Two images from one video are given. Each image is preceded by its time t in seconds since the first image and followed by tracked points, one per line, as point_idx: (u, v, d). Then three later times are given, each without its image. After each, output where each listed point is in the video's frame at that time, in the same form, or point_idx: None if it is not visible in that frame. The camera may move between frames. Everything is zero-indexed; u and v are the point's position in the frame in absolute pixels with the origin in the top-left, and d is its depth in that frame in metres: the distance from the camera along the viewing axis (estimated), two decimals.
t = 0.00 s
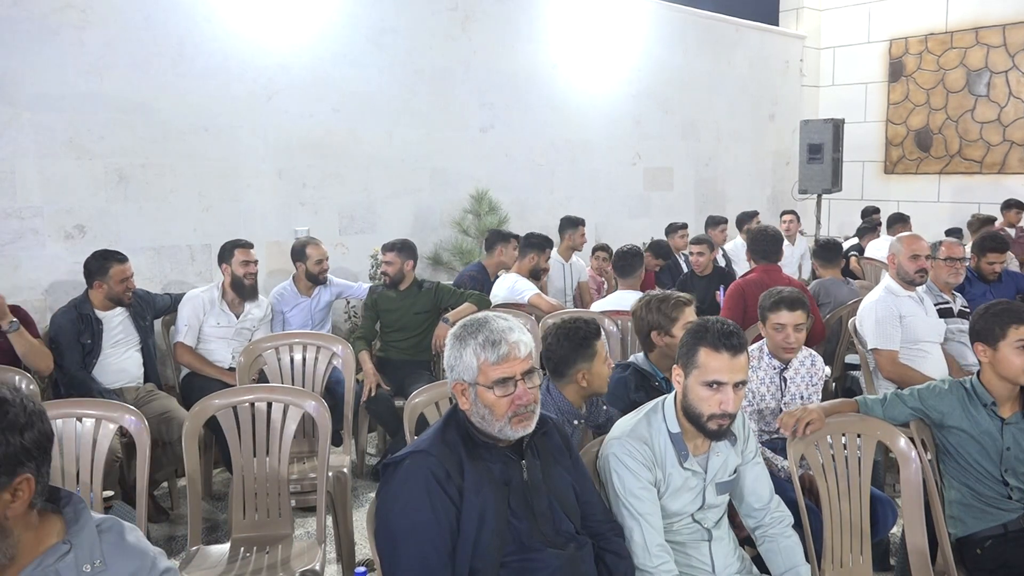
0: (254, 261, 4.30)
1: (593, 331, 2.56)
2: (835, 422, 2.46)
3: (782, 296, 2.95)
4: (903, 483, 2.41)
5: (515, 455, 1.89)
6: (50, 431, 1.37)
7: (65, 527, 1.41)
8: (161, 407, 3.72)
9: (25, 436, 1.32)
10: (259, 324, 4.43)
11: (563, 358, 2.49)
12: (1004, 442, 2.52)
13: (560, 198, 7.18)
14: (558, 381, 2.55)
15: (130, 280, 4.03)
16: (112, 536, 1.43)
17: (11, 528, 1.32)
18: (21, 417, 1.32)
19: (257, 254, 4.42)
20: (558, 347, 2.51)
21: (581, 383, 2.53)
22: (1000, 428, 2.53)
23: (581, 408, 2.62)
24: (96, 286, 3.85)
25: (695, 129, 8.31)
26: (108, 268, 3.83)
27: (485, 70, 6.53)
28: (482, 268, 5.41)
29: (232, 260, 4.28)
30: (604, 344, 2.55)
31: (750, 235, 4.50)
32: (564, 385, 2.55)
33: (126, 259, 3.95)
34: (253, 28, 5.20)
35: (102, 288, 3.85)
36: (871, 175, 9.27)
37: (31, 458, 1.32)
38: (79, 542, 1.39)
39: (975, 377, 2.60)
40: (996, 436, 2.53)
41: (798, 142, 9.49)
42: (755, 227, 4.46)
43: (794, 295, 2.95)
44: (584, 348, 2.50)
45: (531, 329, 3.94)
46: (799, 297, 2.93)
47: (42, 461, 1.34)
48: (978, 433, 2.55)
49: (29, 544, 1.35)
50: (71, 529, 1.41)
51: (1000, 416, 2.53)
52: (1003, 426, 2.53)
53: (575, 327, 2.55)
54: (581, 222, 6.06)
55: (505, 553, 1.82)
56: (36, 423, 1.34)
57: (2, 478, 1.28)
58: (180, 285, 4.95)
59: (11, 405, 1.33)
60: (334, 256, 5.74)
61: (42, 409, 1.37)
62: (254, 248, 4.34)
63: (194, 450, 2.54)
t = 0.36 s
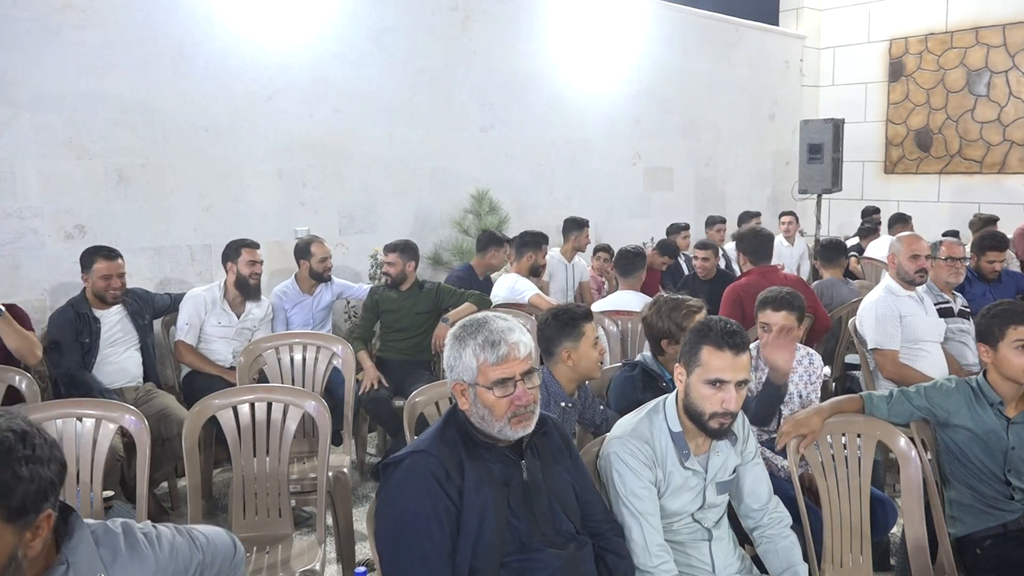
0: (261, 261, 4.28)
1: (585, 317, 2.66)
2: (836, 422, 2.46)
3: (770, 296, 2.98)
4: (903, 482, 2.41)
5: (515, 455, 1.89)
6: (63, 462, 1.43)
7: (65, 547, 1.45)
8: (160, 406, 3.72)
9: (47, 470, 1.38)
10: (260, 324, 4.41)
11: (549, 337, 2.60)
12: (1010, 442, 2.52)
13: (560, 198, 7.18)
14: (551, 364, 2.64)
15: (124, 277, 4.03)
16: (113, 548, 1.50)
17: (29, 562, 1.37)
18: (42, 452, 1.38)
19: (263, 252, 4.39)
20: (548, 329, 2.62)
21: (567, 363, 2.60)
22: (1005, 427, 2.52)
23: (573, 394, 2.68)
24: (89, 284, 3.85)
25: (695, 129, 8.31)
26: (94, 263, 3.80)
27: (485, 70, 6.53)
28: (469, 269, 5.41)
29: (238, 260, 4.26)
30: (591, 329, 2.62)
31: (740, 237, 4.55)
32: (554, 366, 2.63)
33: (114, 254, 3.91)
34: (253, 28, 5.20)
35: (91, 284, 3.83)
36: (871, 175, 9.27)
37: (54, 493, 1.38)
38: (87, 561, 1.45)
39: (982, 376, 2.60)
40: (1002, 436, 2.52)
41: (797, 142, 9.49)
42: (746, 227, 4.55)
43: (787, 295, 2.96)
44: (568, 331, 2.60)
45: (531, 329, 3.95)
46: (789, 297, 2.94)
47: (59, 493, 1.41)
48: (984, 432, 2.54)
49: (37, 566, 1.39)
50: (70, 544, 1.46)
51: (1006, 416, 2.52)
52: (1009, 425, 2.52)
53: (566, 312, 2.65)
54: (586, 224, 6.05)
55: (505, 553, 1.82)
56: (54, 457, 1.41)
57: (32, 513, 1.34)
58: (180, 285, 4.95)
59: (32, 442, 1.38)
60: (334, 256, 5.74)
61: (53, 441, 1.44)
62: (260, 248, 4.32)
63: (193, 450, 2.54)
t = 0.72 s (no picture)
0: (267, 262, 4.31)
1: (575, 308, 2.65)
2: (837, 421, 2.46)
3: (769, 296, 2.97)
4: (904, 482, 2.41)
5: (515, 455, 1.88)
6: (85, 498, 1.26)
7: None
8: (160, 405, 3.72)
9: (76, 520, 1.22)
10: (260, 324, 4.41)
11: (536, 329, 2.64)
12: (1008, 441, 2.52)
13: (560, 198, 7.18)
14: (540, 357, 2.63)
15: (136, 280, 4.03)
16: None
17: None
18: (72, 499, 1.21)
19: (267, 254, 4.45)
20: (538, 323, 2.64)
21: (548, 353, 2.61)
22: (1004, 426, 2.52)
23: (564, 390, 2.68)
24: (102, 285, 3.84)
25: (695, 129, 8.31)
26: (114, 265, 3.83)
27: (485, 70, 6.52)
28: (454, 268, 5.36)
29: (244, 260, 4.29)
30: (576, 321, 2.62)
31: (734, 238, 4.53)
32: (542, 359, 2.63)
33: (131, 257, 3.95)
34: (253, 28, 5.20)
35: (107, 285, 3.85)
36: (871, 175, 9.27)
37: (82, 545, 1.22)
38: None
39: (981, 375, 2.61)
40: (1000, 434, 2.53)
41: (797, 142, 9.49)
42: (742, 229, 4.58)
43: (786, 293, 2.95)
44: (555, 324, 2.60)
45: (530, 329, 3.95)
46: (788, 296, 2.93)
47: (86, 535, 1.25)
48: (983, 431, 2.54)
49: None
50: None
51: (1004, 414, 2.53)
52: (1008, 423, 2.52)
53: (554, 305, 2.64)
54: (584, 224, 6.04)
55: (505, 553, 1.82)
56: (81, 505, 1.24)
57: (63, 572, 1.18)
58: (180, 285, 4.95)
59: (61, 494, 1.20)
60: (334, 256, 5.74)
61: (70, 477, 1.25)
62: (265, 250, 4.38)
63: (193, 451, 2.54)
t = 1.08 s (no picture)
0: (267, 261, 4.33)
1: (573, 310, 2.66)
2: (837, 421, 2.46)
3: (769, 296, 2.97)
4: (904, 482, 2.41)
5: (515, 455, 1.88)
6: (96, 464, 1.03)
7: None
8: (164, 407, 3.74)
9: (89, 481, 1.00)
10: (260, 324, 4.40)
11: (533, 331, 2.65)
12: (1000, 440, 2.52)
13: (560, 198, 7.18)
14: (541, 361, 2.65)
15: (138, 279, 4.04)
16: None
17: None
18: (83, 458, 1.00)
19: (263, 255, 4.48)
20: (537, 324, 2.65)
21: (544, 355, 2.63)
22: (997, 427, 2.52)
23: (567, 390, 2.69)
24: (105, 283, 3.85)
25: (695, 129, 8.31)
26: (118, 264, 3.84)
27: (485, 70, 6.52)
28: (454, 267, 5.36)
29: (244, 259, 4.30)
30: (568, 323, 2.62)
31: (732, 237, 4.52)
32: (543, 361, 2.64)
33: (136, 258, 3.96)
34: (253, 28, 5.20)
35: (110, 285, 3.85)
36: (871, 176, 9.27)
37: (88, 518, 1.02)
38: None
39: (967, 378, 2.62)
40: (991, 434, 2.53)
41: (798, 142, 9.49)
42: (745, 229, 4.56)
43: (787, 294, 2.95)
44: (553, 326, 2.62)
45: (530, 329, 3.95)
46: (789, 296, 2.93)
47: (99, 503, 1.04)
48: (977, 432, 2.55)
49: None
50: None
51: (996, 414, 2.54)
52: (1000, 424, 2.52)
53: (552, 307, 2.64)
54: (580, 224, 6.01)
55: (505, 553, 1.82)
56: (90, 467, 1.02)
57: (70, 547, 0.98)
58: (180, 285, 4.95)
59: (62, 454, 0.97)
60: (334, 256, 5.74)
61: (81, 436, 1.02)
62: (264, 251, 4.41)
63: (193, 451, 2.54)
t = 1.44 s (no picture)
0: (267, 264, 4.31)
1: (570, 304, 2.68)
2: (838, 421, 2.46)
3: (769, 295, 2.98)
4: (904, 481, 2.41)
5: (515, 455, 1.88)
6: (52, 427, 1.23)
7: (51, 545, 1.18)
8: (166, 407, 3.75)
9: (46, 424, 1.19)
10: (260, 324, 4.40)
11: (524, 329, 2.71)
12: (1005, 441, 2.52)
13: (560, 198, 7.18)
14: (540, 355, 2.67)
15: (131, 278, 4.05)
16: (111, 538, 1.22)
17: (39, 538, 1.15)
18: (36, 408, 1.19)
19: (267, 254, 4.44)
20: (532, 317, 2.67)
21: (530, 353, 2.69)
22: (1001, 427, 2.53)
23: (567, 384, 2.71)
24: (98, 283, 3.85)
25: (695, 129, 8.31)
26: (111, 263, 3.83)
27: (485, 70, 6.52)
28: (463, 268, 5.38)
29: (244, 261, 4.29)
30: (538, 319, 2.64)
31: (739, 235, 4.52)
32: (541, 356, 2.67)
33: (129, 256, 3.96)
34: (253, 28, 5.20)
35: (104, 284, 3.85)
36: (871, 176, 9.27)
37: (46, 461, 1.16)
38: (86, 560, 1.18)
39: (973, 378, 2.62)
40: (995, 435, 2.53)
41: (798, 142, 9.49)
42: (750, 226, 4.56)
43: (786, 293, 2.97)
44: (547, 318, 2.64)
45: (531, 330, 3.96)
46: (789, 295, 2.94)
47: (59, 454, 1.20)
48: (980, 431, 2.55)
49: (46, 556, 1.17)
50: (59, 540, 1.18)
51: (1000, 414, 2.54)
52: (1004, 424, 2.53)
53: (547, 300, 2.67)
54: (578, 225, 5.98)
55: (505, 553, 1.82)
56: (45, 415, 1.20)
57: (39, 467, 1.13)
58: (180, 285, 4.95)
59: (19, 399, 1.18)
60: (334, 256, 5.74)
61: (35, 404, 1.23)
62: (266, 250, 4.36)
63: (193, 452, 2.54)
